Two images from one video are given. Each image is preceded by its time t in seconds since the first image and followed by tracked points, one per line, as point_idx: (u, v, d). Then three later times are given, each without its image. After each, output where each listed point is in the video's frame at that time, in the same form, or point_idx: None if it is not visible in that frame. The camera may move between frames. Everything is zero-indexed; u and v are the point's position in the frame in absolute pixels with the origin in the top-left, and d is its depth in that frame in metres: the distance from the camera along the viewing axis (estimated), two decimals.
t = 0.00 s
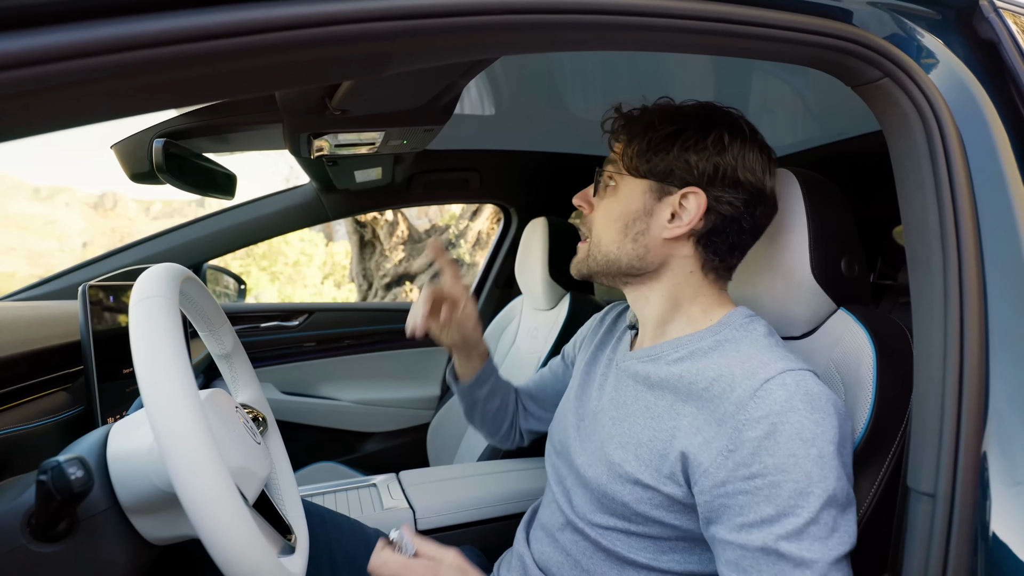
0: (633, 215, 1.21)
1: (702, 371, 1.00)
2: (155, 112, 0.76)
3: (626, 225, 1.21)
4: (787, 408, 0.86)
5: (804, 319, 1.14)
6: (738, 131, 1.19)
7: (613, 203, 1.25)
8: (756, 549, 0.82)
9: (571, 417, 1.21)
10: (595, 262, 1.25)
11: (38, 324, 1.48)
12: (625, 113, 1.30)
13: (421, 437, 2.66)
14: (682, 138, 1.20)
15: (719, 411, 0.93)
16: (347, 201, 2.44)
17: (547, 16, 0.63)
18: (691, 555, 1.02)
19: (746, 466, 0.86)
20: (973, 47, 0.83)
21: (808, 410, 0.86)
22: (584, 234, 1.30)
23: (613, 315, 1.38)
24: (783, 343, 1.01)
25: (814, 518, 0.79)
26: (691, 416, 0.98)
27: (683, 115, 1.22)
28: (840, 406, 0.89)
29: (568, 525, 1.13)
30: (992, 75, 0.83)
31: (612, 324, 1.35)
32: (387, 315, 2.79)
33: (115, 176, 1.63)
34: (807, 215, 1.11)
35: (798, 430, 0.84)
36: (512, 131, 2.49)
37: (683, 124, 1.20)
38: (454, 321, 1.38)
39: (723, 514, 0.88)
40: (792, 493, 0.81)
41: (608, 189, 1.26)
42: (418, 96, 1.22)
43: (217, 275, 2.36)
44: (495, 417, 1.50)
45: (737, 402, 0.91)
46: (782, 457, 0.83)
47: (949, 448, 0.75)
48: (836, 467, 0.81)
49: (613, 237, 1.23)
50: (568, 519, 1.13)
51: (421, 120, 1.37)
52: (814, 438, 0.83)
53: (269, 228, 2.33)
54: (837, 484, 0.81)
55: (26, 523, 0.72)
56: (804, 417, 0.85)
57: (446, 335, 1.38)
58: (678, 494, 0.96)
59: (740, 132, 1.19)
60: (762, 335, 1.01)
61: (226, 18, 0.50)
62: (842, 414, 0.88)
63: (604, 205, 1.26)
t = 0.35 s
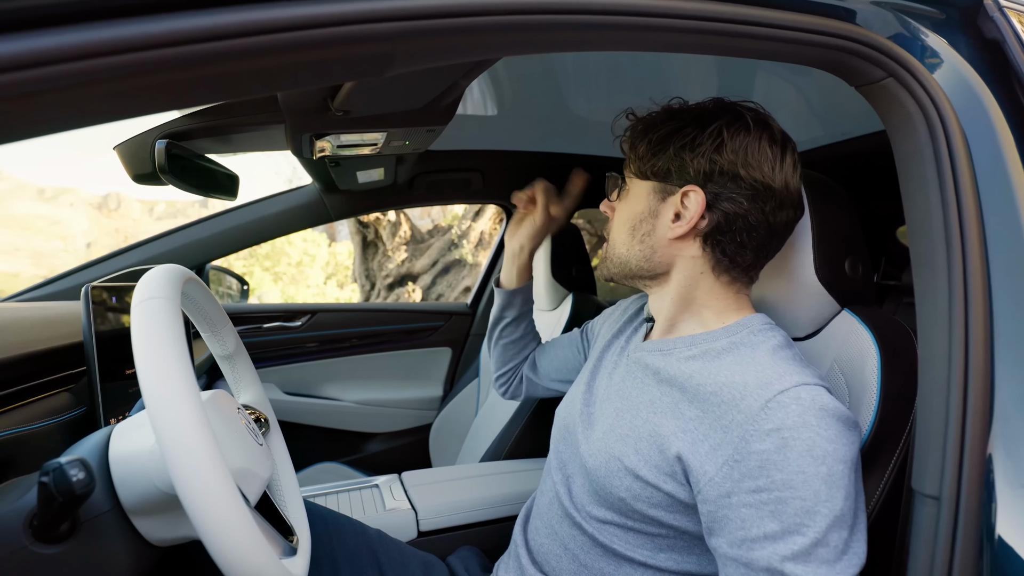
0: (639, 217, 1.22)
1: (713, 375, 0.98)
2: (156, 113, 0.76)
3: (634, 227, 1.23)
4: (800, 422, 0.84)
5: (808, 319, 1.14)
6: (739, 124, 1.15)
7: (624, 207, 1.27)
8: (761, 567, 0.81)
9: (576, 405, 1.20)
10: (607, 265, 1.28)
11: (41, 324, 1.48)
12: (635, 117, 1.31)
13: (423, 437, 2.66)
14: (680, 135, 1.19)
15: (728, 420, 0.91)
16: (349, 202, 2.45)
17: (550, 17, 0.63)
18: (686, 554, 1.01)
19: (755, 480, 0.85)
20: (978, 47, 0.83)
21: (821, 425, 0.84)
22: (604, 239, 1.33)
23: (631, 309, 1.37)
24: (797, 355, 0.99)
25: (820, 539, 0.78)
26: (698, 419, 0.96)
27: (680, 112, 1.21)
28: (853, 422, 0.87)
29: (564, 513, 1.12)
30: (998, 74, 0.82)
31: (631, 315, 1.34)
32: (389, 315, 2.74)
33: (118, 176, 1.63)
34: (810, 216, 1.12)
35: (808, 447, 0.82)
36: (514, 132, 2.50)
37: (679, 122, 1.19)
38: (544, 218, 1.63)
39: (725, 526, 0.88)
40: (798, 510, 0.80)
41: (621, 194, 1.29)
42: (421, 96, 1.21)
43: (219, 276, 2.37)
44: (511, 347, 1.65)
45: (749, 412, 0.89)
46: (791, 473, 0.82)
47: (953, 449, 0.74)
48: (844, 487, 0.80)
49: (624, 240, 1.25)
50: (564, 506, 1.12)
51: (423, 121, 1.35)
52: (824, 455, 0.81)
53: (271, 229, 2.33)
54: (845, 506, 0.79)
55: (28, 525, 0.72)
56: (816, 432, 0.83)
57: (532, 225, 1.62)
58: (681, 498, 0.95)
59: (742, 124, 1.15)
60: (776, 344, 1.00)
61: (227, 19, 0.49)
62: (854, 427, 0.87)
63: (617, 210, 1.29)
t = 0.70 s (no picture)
0: (643, 226, 1.19)
1: (725, 381, 0.97)
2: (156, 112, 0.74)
3: (638, 237, 1.19)
4: (818, 428, 0.83)
5: (821, 323, 1.12)
6: (738, 123, 1.13)
7: (623, 218, 1.23)
8: None
9: (581, 414, 1.18)
10: (611, 278, 1.23)
11: (42, 327, 1.46)
12: (624, 126, 1.29)
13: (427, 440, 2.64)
14: (680, 138, 1.17)
15: (742, 427, 0.90)
16: (352, 203, 2.42)
17: (562, 14, 0.61)
18: (698, 565, 0.98)
19: (773, 488, 0.83)
20: (997, 45, 0.80)
21: (840, 431, 0.82)
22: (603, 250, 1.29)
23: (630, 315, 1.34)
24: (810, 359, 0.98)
25: (842, 547, 0.77)
26: (709, 427, 0.94)
27: (676, 115, 1.19)
28: (871, 427, 0.86)
29: (572, 526, 1.10)
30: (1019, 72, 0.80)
31: (630, 323, 1.31)
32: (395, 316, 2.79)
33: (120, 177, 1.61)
34: (823, 218, 1.09)
35: (828, 453, 0.81)
36: (519, 132, 2.48)
37: (676, 125, 1.17)
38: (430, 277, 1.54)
39: (742, 534, 0.86)
40: (819, 519, 0.79)
41: (619, 204, 1.25)
42: (426, 96, 1.19)
43: (223, 277, 2.37)
44: (482, 379, 1.58)
45: (765, 418, 0.88)
46: (810, 480, 0.80)
47: (977, 458, 0.73)
48: (865, 493, 0.79)
49: (628, 251, 1.21)
50: (572, 520, 1.10)
51: (427, 121, 1.33)
52: (844, 462, 0.80)
53: (274, 230, 2.31)
54: (866, 512, 0.78)
55: (27, 535, 0.69)
56: (835, 438, 0.82)
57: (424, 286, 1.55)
58: (694, 509, 0.93)
59: (741, 123, 1.13)
60: (789, 350, 0.98)
61: (231, 17, 0.48)
62: (872, 433, 0.85)
63: (616, 220, 1.25)
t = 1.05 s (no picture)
0: (648, 224, 1.15)
1: (741, 380, 0.94)
2: (155, 102, 0.71)
3: (644, 234, 1.15)
4: (840, 426, 0.80)
5: (840, 325, 1.08)
6: (740, 117, 1.12)
7: (627, 216, 1.19)
8: None
9: (590, 417, 1.14)
10: (617, 279, 1.19)
11: (39, 327, 1.43)
12: (622, 126, 1.26)
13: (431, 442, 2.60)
14: (683, 134, 1.13)
15: (761, 427, 0.87)
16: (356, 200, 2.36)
17: None
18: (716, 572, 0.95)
19: (796, 489, 0.80)
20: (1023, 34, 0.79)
21: (863, 429, 0.79)
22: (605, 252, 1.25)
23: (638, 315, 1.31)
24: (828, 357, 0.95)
25: (869, 549, 0.74)
26: (726, 427, 0.91)
27: (677, 112, 1.16)
28: (895, 426, 0.83)
29: (585, 533, 1.07)
30: None
31: (636, 325, 1.27)
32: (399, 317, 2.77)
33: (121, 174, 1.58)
34: (842, 215, 1.06)
35: (852, 451, 0.78)
36: (523, 131, 2.45)
37: (678, 122, 1.14)
38: (390, 216, 1.48)
39: (764, 536, 0.83)
40: (844, 520, 0.76)
41: (621, 204, 1.21)
42: (434, 91, 1.15)
43: (224, 277, 2.34)
44: (453, 338, 1.50)
45: (785, 417, 0.85)
46: (834, 480, 0.77)
47: (1015, 463, 0.72)
48: (891, 493, 0.76)
49: (634, 250, 1.17)
50: (584, 527, 1.07)
51: (434, 117, 1.28)
52: (869, 460, 0.77)
53: (276, 229, 2.28)
54: (893, 512, 0.75)
55: (21, 543, 0.66)
56: (859, 436, 0.79)
57: (383, 225, 1.49)
58: (712, 512, 0.90)
59: (744, 117, 1.12)
60: (806, 347, 0.95)
61: None
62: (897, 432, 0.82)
63: (619, 220, 1.21)
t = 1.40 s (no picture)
0: (669, 226, 1.11)
1: (758, 387, 0.90)
2: (150, 94, 0.69)
3: (665, 236, 1.11)
4: (865, 435, 0.77)
5: (856, 328, 1.05)
6: (762, 115, 1.09)
7: (643, 218, 1.14)
8: None
9: (599, 427, 1.11)
10: (635, 284, 1.13)
11: (31, 331, 1.40)
12: (635, 123, 1.21)
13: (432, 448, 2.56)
14: (706, 132, 1.10)
15: (781, 437, 0.84)
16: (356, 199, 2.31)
17: None
18: None
19: (821, 501, 0.77)
20: None
21: (889, 437, 0.76)
22: (617, 255, 1.19)
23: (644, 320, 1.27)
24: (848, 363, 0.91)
25: (899, 565, 0.71)
26: (743, 437, 0.88)
27: (697, 109, 1.13)
28: (921, 434, 0.79)
29: (596, 548, 1.03)
30: None
31: (643, 330, 1.24)
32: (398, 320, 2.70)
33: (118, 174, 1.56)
34: (859, 216, 1.03)
35: (878, 462, 0.75)
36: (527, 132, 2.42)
37: (699, 119, 1.11)
38: (392, 208, 1.47)
39: (787, 551, 0.80)
40: (872, 534, 0.73)
41: (636, 205, 1.16)
42: (439, 89, 1.11)
43: (223, 280, 2.28)
44: (454, 337, 1.46)
45: (807, 426, 0.82)
46: (860, 492, 0.74)
47: None
48: (920, 505, 0.73)
49: (654, 253, 1.12)
50: (595, 541, 1.04)
51: (437, 117, 1.25)
52: (897, 471, 0.74)
53: (276, 231, 2.24)
54: (923, 525, 0.72)
55: None
56: (886, 445, 0.76)
57: (384, 217, 1.47)
58: (730, 526, 0.86)
59: (764, 115, 1.10)
60: (825, 352, 0.92)
61: None
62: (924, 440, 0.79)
63: (634, 221, 1.15)
